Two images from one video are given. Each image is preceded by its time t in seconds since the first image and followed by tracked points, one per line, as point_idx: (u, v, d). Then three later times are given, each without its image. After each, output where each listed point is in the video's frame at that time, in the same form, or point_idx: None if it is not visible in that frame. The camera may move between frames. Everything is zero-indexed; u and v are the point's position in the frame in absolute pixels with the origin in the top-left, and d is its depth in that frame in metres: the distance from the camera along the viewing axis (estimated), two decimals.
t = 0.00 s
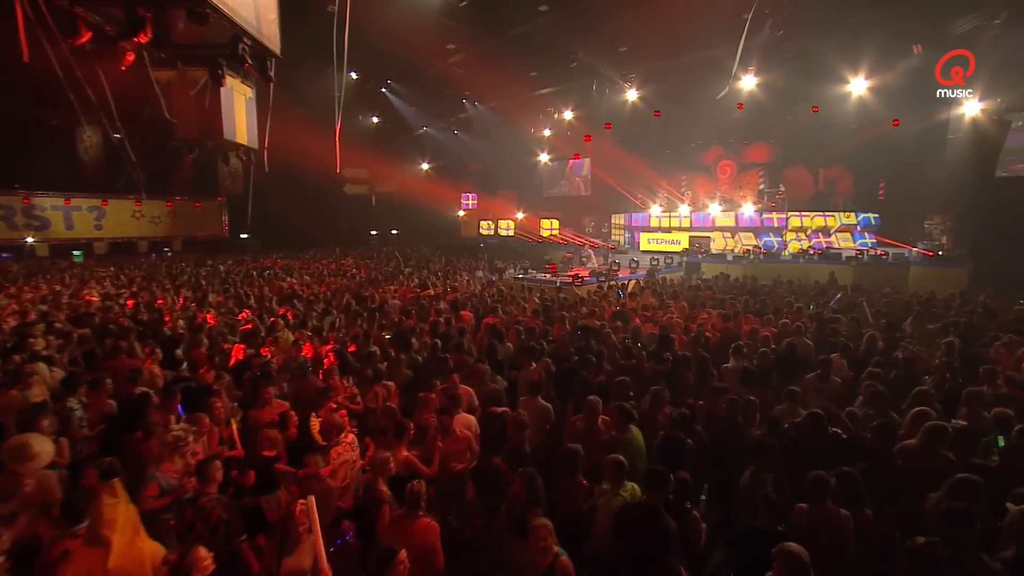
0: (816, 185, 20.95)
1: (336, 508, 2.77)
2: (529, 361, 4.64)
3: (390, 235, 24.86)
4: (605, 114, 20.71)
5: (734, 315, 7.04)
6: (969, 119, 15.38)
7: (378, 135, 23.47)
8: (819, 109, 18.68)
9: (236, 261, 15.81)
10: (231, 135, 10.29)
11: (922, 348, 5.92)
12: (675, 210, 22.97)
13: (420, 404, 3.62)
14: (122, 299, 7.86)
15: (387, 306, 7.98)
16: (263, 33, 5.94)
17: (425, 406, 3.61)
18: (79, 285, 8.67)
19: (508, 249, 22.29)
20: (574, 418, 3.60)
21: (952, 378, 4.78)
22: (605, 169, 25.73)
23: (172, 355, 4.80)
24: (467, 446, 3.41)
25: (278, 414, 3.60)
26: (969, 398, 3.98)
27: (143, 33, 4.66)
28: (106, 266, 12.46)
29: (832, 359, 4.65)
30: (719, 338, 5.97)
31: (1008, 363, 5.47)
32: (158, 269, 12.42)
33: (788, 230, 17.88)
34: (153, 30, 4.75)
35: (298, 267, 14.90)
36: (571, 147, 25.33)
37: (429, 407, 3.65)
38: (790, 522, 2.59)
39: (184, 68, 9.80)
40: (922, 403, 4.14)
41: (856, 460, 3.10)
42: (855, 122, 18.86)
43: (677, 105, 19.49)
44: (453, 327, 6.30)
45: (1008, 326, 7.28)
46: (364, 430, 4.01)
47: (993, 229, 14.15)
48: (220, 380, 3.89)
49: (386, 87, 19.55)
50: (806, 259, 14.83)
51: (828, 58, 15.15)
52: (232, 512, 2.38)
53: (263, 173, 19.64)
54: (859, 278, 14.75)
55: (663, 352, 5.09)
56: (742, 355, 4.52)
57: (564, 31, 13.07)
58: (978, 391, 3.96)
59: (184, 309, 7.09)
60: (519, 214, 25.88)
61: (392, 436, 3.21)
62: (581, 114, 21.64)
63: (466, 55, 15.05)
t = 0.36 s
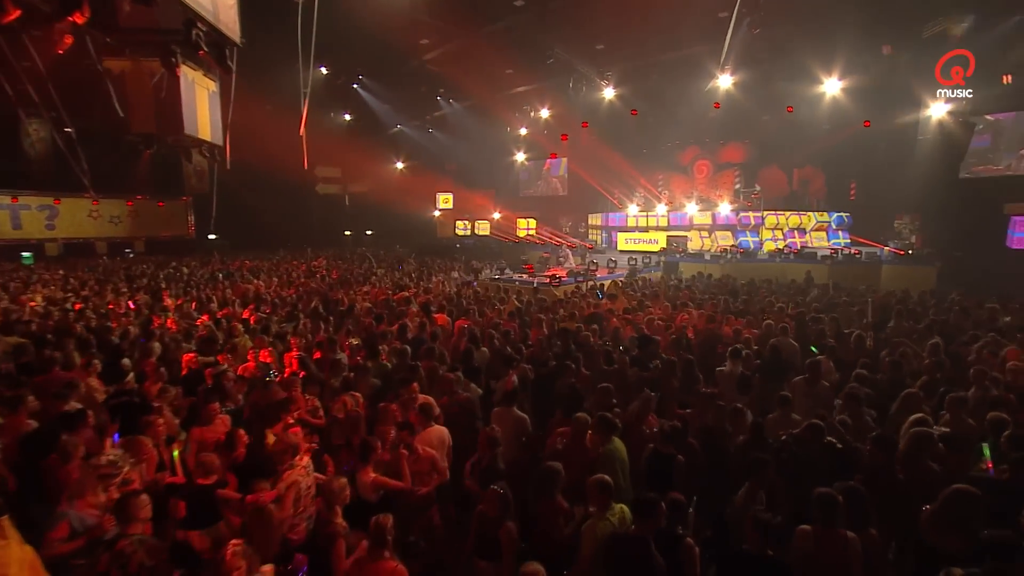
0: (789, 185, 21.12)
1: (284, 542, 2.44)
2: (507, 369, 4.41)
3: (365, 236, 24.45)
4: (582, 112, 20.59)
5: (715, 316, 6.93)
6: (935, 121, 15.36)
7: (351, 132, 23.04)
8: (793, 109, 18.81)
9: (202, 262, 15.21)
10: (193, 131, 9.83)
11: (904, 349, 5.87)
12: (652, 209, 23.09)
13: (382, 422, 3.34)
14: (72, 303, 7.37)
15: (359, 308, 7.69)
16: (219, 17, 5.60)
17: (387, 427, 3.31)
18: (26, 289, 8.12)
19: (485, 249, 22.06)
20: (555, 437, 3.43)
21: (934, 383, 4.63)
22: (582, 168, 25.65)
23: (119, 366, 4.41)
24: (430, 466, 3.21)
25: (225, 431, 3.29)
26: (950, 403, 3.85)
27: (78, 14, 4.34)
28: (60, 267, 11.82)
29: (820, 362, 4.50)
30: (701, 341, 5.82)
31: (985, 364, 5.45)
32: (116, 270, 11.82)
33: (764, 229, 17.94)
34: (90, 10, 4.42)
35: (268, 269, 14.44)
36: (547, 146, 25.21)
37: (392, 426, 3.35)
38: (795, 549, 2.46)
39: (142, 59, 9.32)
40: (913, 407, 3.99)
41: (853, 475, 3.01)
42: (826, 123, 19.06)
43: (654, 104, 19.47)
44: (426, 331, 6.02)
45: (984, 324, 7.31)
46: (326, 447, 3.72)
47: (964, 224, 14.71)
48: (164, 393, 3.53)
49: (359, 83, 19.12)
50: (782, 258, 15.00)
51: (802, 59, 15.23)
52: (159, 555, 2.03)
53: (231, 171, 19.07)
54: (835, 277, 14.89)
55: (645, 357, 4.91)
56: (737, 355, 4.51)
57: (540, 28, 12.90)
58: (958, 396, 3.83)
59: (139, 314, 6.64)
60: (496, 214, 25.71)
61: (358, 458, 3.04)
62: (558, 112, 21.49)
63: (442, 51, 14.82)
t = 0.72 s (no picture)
0: (765, 185, 21.47)
1: None
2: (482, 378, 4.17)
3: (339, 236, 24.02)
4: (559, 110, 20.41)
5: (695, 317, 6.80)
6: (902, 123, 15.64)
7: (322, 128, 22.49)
8: (768, 109, 18.88)
9: (164, 264, 14.53)
10: (148, 124, 9.32)
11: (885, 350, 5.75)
12: (629, 208, 23.09)
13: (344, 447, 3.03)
14: (16, 309, 6.85)
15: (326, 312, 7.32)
16: None
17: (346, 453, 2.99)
18: None
19: (461, 249, 21.75)
20: (532, 454, 3.20)
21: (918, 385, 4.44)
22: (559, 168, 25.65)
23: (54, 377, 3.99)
24: (381, 490, 2.90)
25: (170, 449, 2.99)
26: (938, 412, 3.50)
27: None
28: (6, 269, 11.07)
29: (802, 365, 4.33)
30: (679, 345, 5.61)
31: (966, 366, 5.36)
32: (69, 272, 11.16)
33: (741, 227, 17.97)
34: None
35: (234, 271, 13.85)
36: (524, 145, 25.13)
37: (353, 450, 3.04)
38: None
39: (91, 46, 8.75)
40: (896, 411, 3.81)
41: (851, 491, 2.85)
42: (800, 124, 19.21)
43: (631, 103, 19.37)
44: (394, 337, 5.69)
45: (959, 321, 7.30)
46: (284, 467, 3.39)
47: (931, 224, 15.28)
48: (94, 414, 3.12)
49: (329, 78, 18.60)
50: (758, 258, 15.13)
51: (776, 60, 15.26)
52: None
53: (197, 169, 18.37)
54: (811, 275, 15.00)
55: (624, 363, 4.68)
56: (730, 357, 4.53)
57: (515, 24, 12.65)
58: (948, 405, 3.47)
59: (86, 318, 6.17)
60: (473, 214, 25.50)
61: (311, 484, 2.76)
62: (535, 110, 21.24)
63: (415, 49, 14.57)
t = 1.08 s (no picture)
0: (744, 185, 21.53)
1: None
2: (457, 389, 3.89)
3: (315, 237, 23.55)
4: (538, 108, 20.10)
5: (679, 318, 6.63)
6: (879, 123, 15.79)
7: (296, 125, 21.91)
8: (748, 108, 18.80)
9: (128, 266, 13.90)
10: (104, 117, 8.80)
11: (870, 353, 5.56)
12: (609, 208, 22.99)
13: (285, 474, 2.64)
14: None
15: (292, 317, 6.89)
16: None
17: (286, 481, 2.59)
18: None
19: (440, 249, 21.41)
20: (512, 477, 2.87)
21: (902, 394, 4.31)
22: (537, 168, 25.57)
23: None
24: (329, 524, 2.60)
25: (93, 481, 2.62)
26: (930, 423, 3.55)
27: None
28: None
29: (790, 370, 4.06)
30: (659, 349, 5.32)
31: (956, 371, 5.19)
32: (23, 275, 10.54)
33: (722, 226, 18.23)
34: None
35: (202, 273, 13.31)
36: (503, 143, 24.98)
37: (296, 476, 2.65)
38: None
39: (37, 32, 8.18)
40: (882, 418, 3.60)
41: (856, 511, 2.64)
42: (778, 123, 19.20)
43: (611, 101, 19.12)
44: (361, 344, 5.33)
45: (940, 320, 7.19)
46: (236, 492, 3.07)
47: (906, 225, 15.35)
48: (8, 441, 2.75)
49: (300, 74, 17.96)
50: (738, 258, 15.14)
51: (757, 58, 15.13)
52: None
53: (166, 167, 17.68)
54: (791, 275, 15.04)
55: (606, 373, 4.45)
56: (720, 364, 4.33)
57: (494, 19, 12.34)
58: (939, 414, 3.52)
59: (31, 324, 5.73)
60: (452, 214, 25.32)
61: (247, 522, 2.41)
62: (514, 108, 20.99)
63: (393, 45, 14.27)
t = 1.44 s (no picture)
0: (730, 184, 21.48)
1: None
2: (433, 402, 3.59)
3: (297, 237, 23.11)
4: (523, 107, 19.81)
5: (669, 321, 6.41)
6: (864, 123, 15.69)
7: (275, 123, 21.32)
8: (734, 107, 18.71)
9: (97, 269, 13.29)
10: (63, 111, 8.32)
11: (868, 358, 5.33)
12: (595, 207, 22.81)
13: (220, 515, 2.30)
14: None
15: (263, 322, 6.52)
16: None
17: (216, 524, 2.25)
18: None
19: (423, 250, 20.99)
20: (493, 507, 2.56)
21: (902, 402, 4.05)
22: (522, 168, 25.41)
23: None
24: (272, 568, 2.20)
25: None
26: (922, 432, 3.23)
27: None
28: None
29: (789, 378, 3.73)
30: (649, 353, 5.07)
31: (957, 376, 4.97)
32: None
33: (709, 226, 18.53)
34: None
35: (174, 275, 12.78)
36: (488, 142, 24.76)
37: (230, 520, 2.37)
38: None
39: None
40: (889, 423, 3.46)
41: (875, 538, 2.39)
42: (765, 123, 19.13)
43: (597, 99, 18.88)
44: (332, 352, 4.96)
45: (934, 321, 7.02)
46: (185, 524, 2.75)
47: (888, 225, 15.80)
48: None
49: (278, 69, 17.41)
50: (726, 258, 15.05)
51: (742, 56, 14.98)
52: None
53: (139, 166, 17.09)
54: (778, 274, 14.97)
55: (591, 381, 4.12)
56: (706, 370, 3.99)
57: (479, 13, 11.98)
58: (934, 423, 3.19)
59: None
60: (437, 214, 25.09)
61: None
62: (500, 107, 20.67)
63: (375, 41, 13.92)
